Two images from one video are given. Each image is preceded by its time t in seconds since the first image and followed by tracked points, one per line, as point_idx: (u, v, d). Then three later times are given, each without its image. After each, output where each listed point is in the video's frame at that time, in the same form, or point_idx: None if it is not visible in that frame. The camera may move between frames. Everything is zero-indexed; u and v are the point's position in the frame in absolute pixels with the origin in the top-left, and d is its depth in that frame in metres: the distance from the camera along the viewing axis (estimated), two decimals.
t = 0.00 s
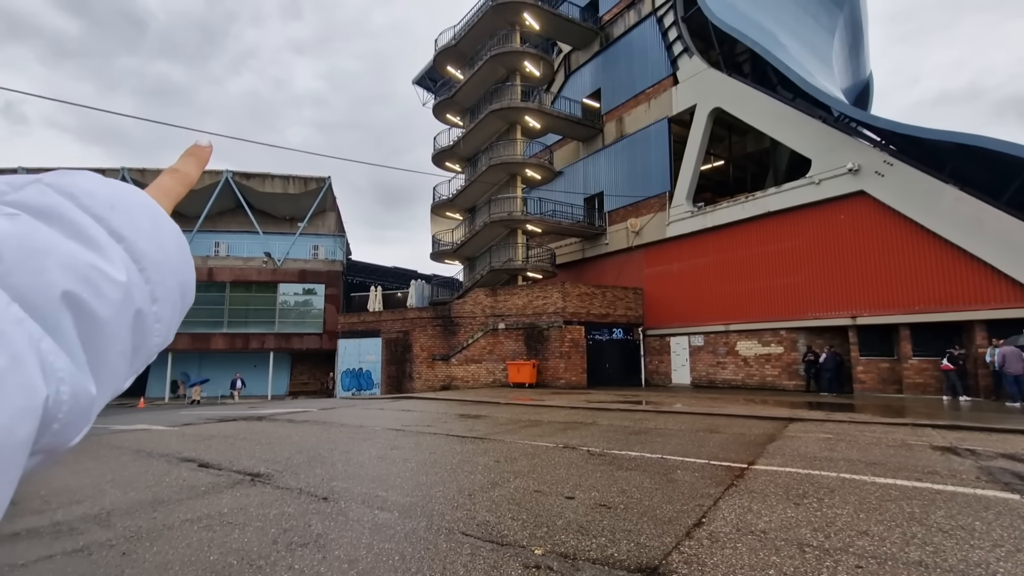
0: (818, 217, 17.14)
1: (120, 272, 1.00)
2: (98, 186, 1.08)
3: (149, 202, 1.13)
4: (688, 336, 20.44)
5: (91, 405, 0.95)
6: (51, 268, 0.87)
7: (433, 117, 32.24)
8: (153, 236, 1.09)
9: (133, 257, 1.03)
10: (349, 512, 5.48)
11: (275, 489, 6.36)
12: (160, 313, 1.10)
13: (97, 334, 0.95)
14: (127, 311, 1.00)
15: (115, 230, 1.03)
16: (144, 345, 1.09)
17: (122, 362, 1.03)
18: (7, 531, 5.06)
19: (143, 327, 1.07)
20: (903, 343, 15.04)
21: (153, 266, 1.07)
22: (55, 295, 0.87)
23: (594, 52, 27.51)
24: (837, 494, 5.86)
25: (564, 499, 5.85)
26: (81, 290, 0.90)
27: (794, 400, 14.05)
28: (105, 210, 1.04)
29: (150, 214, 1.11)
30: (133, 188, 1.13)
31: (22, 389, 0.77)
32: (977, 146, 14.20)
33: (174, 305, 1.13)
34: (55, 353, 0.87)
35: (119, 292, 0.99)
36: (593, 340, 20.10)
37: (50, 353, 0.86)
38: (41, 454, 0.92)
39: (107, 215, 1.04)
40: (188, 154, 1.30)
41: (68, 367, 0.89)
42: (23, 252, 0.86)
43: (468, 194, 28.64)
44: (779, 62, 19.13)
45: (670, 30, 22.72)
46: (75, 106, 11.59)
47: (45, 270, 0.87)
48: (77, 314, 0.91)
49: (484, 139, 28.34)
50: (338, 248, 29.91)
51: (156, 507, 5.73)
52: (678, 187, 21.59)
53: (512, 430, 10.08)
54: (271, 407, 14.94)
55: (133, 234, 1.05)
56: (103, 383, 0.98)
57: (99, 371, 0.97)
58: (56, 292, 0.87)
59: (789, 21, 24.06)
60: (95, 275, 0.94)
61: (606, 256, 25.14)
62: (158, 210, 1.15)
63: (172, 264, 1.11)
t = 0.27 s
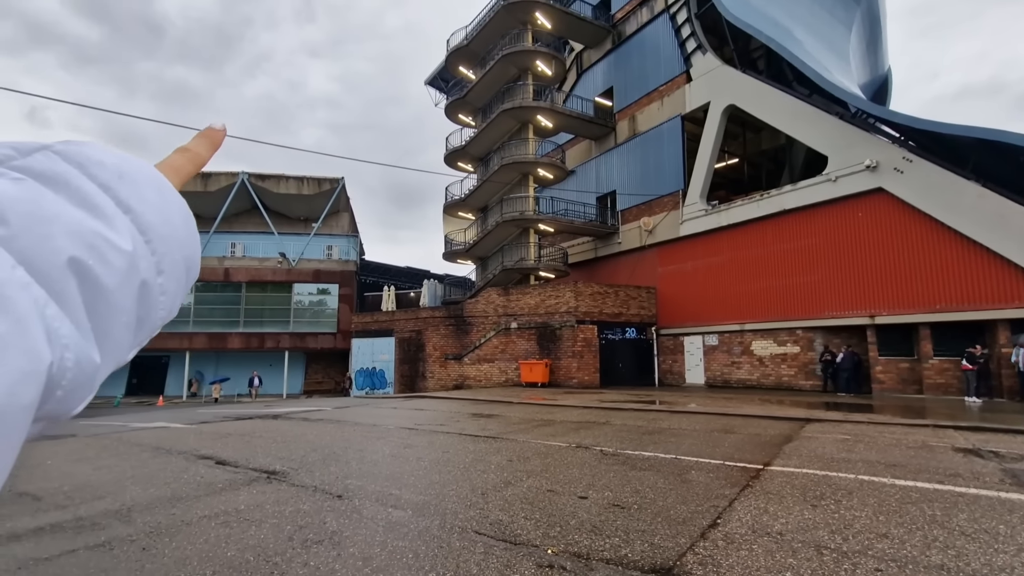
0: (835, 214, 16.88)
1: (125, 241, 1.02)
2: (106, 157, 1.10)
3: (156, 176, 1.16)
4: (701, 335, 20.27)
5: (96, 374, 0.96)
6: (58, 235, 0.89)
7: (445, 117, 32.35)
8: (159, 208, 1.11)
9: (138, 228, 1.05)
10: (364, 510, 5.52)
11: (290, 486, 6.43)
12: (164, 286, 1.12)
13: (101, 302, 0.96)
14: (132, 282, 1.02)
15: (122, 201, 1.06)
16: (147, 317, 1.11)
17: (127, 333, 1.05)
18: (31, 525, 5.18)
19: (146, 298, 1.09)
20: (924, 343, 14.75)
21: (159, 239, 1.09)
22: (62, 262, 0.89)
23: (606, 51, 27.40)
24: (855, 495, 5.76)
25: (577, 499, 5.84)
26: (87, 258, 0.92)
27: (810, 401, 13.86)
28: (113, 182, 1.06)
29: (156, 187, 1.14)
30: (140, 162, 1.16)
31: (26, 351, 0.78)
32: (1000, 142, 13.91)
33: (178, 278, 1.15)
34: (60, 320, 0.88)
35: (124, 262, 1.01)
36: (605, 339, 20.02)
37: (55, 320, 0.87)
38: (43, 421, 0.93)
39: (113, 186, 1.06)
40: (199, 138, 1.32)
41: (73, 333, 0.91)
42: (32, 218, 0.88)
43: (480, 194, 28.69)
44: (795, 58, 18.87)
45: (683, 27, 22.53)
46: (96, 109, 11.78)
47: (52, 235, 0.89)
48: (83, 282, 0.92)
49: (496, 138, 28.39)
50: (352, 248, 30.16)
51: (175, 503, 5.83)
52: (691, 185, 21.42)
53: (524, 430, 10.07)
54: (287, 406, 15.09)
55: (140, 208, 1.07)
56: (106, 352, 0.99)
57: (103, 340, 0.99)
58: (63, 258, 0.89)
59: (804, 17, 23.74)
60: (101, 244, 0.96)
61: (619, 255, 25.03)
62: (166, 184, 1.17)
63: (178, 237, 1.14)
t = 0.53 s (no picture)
0: (853, 212, 16.60)
1: (133, 251, 1.04)
2: (118, 168, 1.13)
3: (167, 187, 1.19)
4: (717, 335, 20.08)
5: (102, 382, 0.98)
6: (68, 245, 0.92)
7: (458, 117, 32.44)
8: (170, 219, 1.13)
9: (147, 239, 1.08)
10: (378, 507, 5.57)
11: (306, 484, 6.51)
12: (172, 296, 1.14)
13: (108, 313, 0.98)
14: (140, 292, 1.04)
15: (131, 211, 1.08)
16: (156, 327, 1.13)
17: (133, 343, 1.07)
18: (56, 520, 5.31)
19: (154, 309, 1.11)
20: (946, 343, 14.42)
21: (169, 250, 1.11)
22: (69, 271, 0.90)
23: (619, 49, 27.25)
24: (874, 498, 5.67)
25: (591, 499, 5.82)
26: (94, 269, 0.94)
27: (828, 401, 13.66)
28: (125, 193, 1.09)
29: (166, 197, 1.16)
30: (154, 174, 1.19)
31: (27, 361, 0.80)
32: None
33: (186, 288, 1.17)
34: (64, 330, 0.90)
35: (133, 271, 1.03)
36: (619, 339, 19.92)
37: (59, 329, 0.89)
38: (50, 429, 0.95)
39: (124, 197, 1.09)
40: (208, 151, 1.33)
41: (77, 343, 0.92)
42: (39, 230, 0.89)
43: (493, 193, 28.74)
44: (812, 53, 18.59)
45: (697, 23, 22.31)
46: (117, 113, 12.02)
47: (60, 245, 0.91)
48: (89, 293, 0.94)
49: (508, 138, 28.40)
50: (366, 248, 30.41)
51: (194, 499, 5.94)
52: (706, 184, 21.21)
53: (537, 429, 10.06)
54: (302, 404, 15.25)
55: (149, 219, 1.10)
56: (112, 361, 1.01)
57: (110, 349, 1.01)
58: (70, 269, 0.90)
59: (822, 11, 23.37)
60: (108, 254, 0.98)
61: (632, 255, 24.89)
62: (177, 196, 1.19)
63: (187, 246, 1.16)
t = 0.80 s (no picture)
0: (866, 209, 16.40)
1: (129, 218, 1.05)
2: (114, 136, 1.15)
3: (165, 157, 1.21)
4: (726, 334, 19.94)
5: (101, 351, 0.98)
6: (63, 210, 0.94)
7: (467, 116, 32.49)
8: (166, 186, 1.15)
9: (144, 207, 1.09)
10: (387, 504, 5.60)
11: (315, 480, 6.55)
12: (172, 266, 1.15)
13: (106, 280, 1.00)
14: (136, 259, 1.05)
15: (128, 178, 1.10)
16: (156, 297, 1.14)
17: (133, 312, 1.08)
18: (71, 514, 5.39)
19: (154, 277, 1.12)
20: (961, 342, 14.20)
21: (165, 217, 1.13)
22: (63, 237, 0.92)
23: (628, 46, 27.13)
24: (887, 499, 5.60)
25: (599, 498, 5.81)
26: (89, 234, 0.96)
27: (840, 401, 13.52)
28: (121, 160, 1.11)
29: (164, 167, 1.18)
30: (154, 145, 1.22)
31: (21, 324, 0.79)
32: None
33: (186, 259, 1.18)
34: (60, 295, 0.90)
35: (129, 238, 1.04)
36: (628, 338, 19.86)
37: (54, 294, 0.89)
38: (41, 401, 0.94)
39: (121, 164, 1.11)
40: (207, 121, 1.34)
41: (75, 309, 0.93)
42: (34, 195, 0.91)
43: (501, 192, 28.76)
44: (824, 49, 18.37)
45: (708, 20, 22.14)
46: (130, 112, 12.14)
47: (53, 209, 0.92)
48: (86, 257, 0.96)
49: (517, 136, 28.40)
50: (375, 247, 30.56)
51: (205, 495, 6.00)
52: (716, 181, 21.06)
53: (545, 427, 10.06)
54: (312, 402, 15.34)
55: (146, 187, 1.11)
56: (110, 330, 1.02)
57: (108, 319, 1.02)
58: (65, 234, 0.92)
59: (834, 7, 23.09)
60: (104, 220, 1.00)
61: (641, 253, 24.79)
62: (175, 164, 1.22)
63: (184, 216, 1.17)
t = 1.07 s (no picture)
0: (875, 208, 16.28)
1: (163, 267, 1.07)
2: (154, 189, 1.18)
3: (194, 207, 1.22)
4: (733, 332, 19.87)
5: (135, 394, 1.00)
6: (107, 260, 0.95)
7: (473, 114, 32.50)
8: (198, 239, 1.17)
9: (176, 257, 1.11)
10: (394, 502, 5.63)
11: (323, 479, 6.59)
12: (199, 312, 1.18)
13: (140, 326, 1.01)
14: (168, 307, 1.07)
15: (164, 230, 1.13)
16: (182, 341, 1.15)
17: (162, 356, 1.09)
18: (83, 511, 5.46)
19: (181, 325, 1.14)
20: (971, 341, 14.06)
21: (196, 266, 1.15)
22: (105, 286, 0.93)
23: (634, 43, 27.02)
24: (896, 499, 5.56)
25: (606, 496, 5.81)
26: (129, 283, 0.97)
27: (848, 401, 13.43)
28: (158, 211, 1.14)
29: (193, 218, 1.20)
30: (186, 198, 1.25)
31: (70, 369, 0.81)
32: None
33: (212, 304, 1.20)
34: (102, 342, 0.92)
35: (162, 286, 1.06)
36: (634, 336, 19.82)
37: (97, 340, 0.91)
38: (87, 437, 0.98)
39: (157, 217, 1.13)
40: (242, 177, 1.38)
41: (113, 353, 0.95)
42: (81, 245, 0.93)
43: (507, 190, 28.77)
44: (832, 45, 18.24)
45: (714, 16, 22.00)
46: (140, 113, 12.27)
47: (97, 260, 0.94)
48: (125, 307, 0.97)
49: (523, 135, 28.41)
50: (382, 246, 30.66)
51: (215, 492, 6.06)
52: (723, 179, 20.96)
53: (551, 426, 10.07)
54: (319, 400, 15.41)
55: (180, 240, 1.14)
56: (143, 373, 1.02)
57: (141, 362, 1.02)
58: (107, 283, 0.93)
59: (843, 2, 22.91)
60: (142, 268, 1.01)
61: (648, 251, 24.72)
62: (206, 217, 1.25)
63: (212, 265, 1.19)
